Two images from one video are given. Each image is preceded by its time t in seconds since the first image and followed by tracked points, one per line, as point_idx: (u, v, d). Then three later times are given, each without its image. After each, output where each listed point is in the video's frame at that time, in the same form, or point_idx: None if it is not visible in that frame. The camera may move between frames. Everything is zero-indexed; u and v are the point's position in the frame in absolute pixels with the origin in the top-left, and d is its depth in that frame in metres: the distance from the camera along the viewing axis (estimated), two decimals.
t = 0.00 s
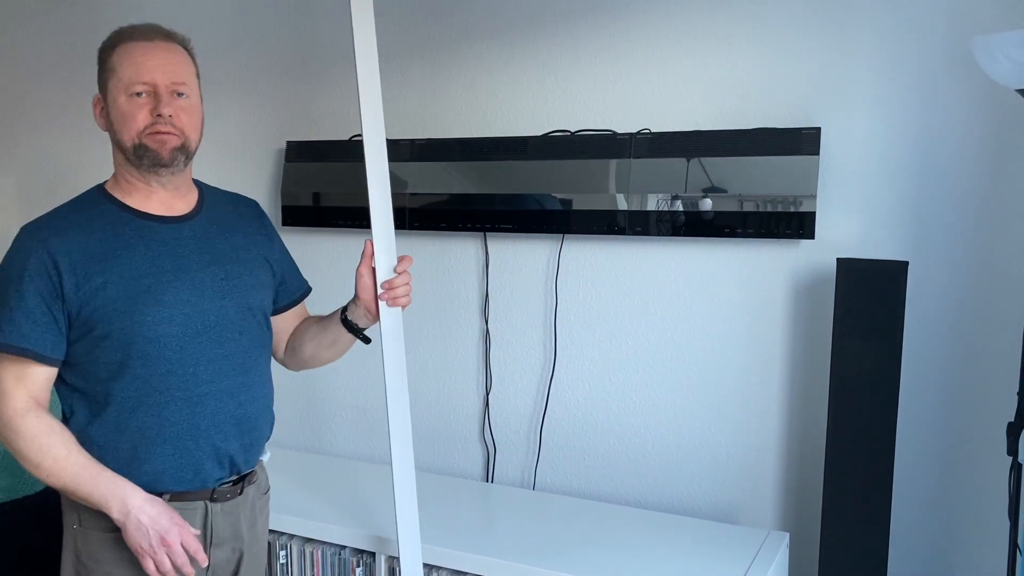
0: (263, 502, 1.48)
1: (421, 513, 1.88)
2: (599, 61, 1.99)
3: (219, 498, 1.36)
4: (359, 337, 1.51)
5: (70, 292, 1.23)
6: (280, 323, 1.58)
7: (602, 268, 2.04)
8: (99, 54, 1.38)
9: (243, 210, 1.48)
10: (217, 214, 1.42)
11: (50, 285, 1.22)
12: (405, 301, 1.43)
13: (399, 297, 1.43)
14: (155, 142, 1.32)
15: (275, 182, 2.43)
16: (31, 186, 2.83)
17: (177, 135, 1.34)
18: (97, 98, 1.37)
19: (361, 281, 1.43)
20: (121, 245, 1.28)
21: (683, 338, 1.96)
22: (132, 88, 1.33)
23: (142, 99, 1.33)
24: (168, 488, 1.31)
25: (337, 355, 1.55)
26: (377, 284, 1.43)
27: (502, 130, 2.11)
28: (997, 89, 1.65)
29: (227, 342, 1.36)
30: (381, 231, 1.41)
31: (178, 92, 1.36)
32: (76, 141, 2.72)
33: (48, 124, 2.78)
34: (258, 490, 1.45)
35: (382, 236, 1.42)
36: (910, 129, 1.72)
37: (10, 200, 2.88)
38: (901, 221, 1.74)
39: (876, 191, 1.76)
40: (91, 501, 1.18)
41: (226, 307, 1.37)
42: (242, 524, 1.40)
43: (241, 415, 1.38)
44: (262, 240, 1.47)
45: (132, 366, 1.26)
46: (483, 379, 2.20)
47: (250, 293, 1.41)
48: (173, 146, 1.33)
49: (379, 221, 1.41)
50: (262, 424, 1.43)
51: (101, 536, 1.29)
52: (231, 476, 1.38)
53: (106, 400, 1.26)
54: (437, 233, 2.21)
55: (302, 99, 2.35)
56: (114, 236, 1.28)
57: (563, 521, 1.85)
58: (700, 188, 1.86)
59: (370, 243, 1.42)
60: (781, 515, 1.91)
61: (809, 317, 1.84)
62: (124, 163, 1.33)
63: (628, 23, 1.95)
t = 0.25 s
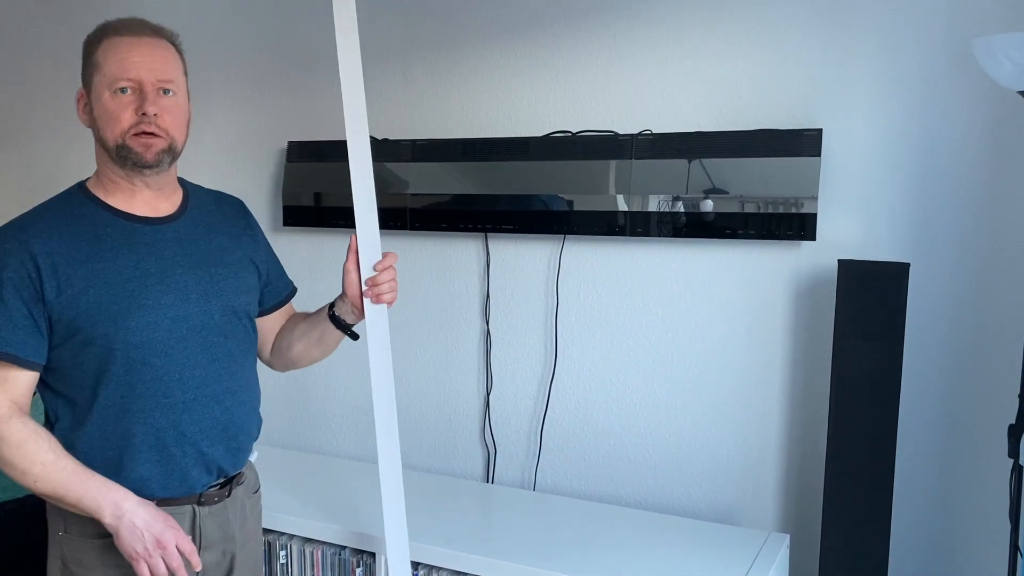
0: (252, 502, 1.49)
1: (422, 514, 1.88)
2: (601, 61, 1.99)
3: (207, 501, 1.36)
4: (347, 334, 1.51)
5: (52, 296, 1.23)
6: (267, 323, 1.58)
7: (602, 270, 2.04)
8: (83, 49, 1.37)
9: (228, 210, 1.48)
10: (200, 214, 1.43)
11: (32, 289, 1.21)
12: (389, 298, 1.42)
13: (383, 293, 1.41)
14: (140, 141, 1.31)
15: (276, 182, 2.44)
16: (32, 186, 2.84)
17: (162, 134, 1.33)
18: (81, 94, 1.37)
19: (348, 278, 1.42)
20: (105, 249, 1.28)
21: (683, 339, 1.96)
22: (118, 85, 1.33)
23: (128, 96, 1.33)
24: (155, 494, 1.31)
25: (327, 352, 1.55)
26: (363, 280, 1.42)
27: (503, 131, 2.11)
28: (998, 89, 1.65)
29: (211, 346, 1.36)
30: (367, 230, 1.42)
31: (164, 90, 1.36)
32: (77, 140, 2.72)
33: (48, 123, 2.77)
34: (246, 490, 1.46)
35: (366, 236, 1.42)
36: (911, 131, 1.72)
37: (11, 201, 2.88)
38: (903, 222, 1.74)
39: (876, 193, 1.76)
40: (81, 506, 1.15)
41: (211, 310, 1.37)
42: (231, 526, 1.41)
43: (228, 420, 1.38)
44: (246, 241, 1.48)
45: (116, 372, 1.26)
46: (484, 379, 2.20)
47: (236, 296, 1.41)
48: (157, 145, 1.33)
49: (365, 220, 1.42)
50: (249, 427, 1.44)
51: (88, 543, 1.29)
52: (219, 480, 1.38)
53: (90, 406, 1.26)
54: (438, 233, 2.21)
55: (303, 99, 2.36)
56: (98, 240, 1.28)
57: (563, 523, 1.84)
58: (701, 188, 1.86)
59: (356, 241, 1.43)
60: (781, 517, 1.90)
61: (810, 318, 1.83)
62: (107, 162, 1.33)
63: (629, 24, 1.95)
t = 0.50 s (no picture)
0: (248, 500, 1.49)
1: (424, 514, 1.88)
2: (602, 62, 1.99)
3: (202, 502, 1.37)
4: (337, 334, 1.51)
5: (47, 300, 1.22)
6: (258, 322, 1.58)
7: (603, 271, 2.04)
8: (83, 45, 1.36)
9: (222, 210, 1.49)
10: (196, 215, 1.42)
11: (27, 293, 1.21)
12: (379, 302, 1.41)
13: (374, 297, 1.41)
14: (137, 142, 1.31)
15: (277, 182, 2.44)
16: (34, 186, 2.84)
17: (160, 135, 1.33)
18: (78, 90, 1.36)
19: (340, 279, 1.42)
20: (100, 252, 1.27)
21: (684, 341, 1.96)
22: (116, 84, 1.32)
23: (126, 96, 1.33)
24: (150, 498, 1.31)
25: (318, 352, 1.55)
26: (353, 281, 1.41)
27: (505, 131, 2.11)
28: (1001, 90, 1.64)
29: (207, 350, 1.36)
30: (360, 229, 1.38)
31: (163, 91, 1.35)
32: (79, 139, 2.72)
33: (51, 122, 2.78)
34: (241, 488, 1.47)
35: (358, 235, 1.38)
36: (912, 133, 1.72)
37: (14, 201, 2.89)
38: (904, 223, 1.74)
39: (878, 194, 1.76)
40: (78, 513, 1.15)
41: (207, 314, 1.37)
42: (226, 526, 1.42)
43: (223, 424, 1.39)
44: (240, 240, 1.48)
45: (112, 377, 1.26)
46: (485, 380, 2.20)
47: (231, 299, 1.41)
48: (154, 146, 1.32)
49: (358, 219, 1.38)
50: (243, 429, 1.44)
51: (84, 546, 1.29)
52: (213, 481, 1.39)
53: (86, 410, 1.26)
54: (439, 234, 2.21)
55: (304, 99, 2.36)
56: (93, 243, 1.27)
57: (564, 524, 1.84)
58: (703, 189, 1.86)
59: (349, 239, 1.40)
60: (782, 518, 1.90)
61: (812, 319, 1.83)
62: (101, 161, 1.32)
63: (631, 24, 1.95)
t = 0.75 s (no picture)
0: (252, 499, 1.50)
1: (425, 514, 1.88)
2: (605, 63, 1.99)
3: (208, 503, 1.37)
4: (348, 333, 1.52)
5: (61, 308, 1.21)
6: (267, 318, 1.58)
7: (605, 271, 2.04)
8: (111, 41, 1.31)
9: (229, 210, 1.49)
10: (204, 215, 1.42)
11: (40, 301, 1.20)
12: (392, 302, 1.41)
13: (386, 297, 1.41)
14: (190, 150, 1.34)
15: (279, 182, 2.44)
16: (36, 186, 2.84)
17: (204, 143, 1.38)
18: (109, 88, 1.30)
19: (354, 278, 1.43)
20: (111, 257, 1.27)
21: (687, 342, 1.96)
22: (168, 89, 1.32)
23: (177, 102, 1.33)
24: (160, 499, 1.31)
25: (326, 350, 1.56)
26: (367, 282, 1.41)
27: (507, 132, 2.11)
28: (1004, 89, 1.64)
29: (218, 352, 1.37)
30: (374, 229, 1.37)
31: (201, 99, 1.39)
32: (81, 140, 2.73)
33: (53, 123, 2.78)
34: (246, 487, 1.47)
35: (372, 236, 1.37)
36: (915, 133, 1.72)
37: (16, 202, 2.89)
38: (907, 223, 1.74)
39: (881, 194, 1.76)
40: (90, 528, 1.16)
41: (217, 316, 1.37)
42: (232, 525, 1.42)
43: (234, 426, 1.39)
44: (246, 238, 1.47)
45: (125, 381, 1.26)
46: (487, 380, 2.20)
47: (240, 300, 1.41)
48: (202, 154, 1.37)
49: (372, 220, 1.37)
50: (252, 430, 1.45)
51: (93, 545, 1.29)
52: (220, 481, 1.39)
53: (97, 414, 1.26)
54: (441, 235, 2.21)
55: (307, 100, 2.36)
56: (104, 248, 1.26)
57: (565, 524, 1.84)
58: (705, 190, 1.86)
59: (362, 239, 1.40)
60: (785, 518, 1.90)
61: (814, 320, 1.83)
62: (147, 166, 1.31)
63: (633, 24, 1.95)
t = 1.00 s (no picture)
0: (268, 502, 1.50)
1: (425, 515, 1.88)
2: (607, 64, 1.99)
3: (229, 502, 1.38)
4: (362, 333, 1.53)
5: (95, 311, 1.21)
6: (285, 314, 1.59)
7: (608, 272, 2.04)
8: (153, 51, 1.29)
9: (244, 211, 1.49)
10: (223, 219, 1.42)
11: (74, 307, 1.19)
12: (403, 303, 1.40)
13: (398, 298, 1.40)
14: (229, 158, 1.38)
15: (282, 184, 2.44)
16: (40, 187, 2.85)
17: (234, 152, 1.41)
18: (158, 98, 1.28)
19: (366, 280, 1.43)
20: (140, 260, 1.27)
21: (690, 343, 1.95)
22: (213, 99, 1.34)
23: (220, 111, 1.36)
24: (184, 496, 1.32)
25: (343, 348, 1.57)
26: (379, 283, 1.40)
27: (509, 133, 2.11)
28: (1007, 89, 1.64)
29: (242, 351, 1.37)
30: (386, 230, 1.36)
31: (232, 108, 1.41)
32: (84, 142, 2.74)
33: (56, 125, 2.79)
34: (263, 490, 1.48)
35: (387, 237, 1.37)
36: (917, 134, 1.72)
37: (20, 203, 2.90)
38: (910, 224, 1.74)
39: (883, 195, 1.76)
40: (92, 554, 1.17)
41: (242, 315, 1.38)
42: (250, 526, 1.43)
43: (258, 424, 1.40)
44: (261, 239, 1.48)
45: (157, 379, 1.27)
46: (489, 381, 2.20)
47: (261, 299, 1.42)
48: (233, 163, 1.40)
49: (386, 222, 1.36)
50: (273, 428, 1.45)
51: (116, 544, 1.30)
52: (241, 480, 1.40)
53: (127, 415, 1.26)
54: (444, 236, 2.22)
55: (309, 101, 2.36)
56: (133, 252, 1.27)
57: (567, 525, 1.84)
58: (707, 191, 1.86)
59: (375, 241, 1.39)
60: (787, 519, 1.90)
61: (817, 321, 1.83)
62: (197, 174, 1.33)
63: (635, 25, 1.95)
